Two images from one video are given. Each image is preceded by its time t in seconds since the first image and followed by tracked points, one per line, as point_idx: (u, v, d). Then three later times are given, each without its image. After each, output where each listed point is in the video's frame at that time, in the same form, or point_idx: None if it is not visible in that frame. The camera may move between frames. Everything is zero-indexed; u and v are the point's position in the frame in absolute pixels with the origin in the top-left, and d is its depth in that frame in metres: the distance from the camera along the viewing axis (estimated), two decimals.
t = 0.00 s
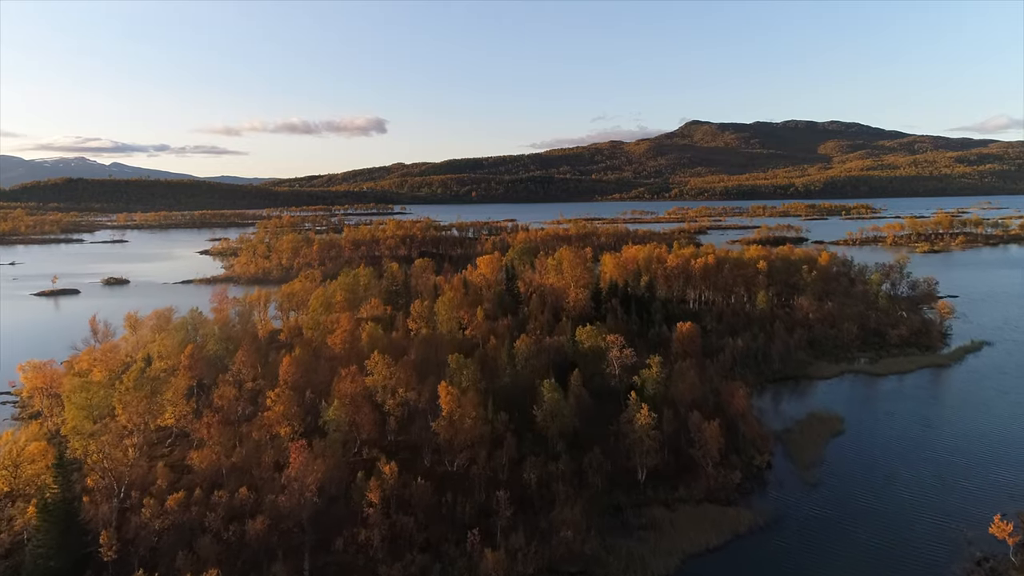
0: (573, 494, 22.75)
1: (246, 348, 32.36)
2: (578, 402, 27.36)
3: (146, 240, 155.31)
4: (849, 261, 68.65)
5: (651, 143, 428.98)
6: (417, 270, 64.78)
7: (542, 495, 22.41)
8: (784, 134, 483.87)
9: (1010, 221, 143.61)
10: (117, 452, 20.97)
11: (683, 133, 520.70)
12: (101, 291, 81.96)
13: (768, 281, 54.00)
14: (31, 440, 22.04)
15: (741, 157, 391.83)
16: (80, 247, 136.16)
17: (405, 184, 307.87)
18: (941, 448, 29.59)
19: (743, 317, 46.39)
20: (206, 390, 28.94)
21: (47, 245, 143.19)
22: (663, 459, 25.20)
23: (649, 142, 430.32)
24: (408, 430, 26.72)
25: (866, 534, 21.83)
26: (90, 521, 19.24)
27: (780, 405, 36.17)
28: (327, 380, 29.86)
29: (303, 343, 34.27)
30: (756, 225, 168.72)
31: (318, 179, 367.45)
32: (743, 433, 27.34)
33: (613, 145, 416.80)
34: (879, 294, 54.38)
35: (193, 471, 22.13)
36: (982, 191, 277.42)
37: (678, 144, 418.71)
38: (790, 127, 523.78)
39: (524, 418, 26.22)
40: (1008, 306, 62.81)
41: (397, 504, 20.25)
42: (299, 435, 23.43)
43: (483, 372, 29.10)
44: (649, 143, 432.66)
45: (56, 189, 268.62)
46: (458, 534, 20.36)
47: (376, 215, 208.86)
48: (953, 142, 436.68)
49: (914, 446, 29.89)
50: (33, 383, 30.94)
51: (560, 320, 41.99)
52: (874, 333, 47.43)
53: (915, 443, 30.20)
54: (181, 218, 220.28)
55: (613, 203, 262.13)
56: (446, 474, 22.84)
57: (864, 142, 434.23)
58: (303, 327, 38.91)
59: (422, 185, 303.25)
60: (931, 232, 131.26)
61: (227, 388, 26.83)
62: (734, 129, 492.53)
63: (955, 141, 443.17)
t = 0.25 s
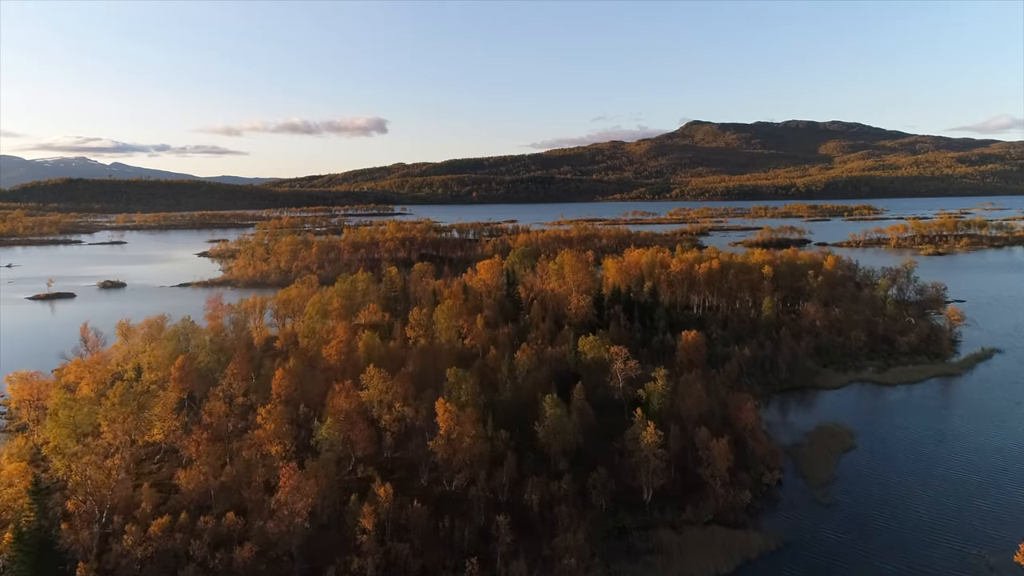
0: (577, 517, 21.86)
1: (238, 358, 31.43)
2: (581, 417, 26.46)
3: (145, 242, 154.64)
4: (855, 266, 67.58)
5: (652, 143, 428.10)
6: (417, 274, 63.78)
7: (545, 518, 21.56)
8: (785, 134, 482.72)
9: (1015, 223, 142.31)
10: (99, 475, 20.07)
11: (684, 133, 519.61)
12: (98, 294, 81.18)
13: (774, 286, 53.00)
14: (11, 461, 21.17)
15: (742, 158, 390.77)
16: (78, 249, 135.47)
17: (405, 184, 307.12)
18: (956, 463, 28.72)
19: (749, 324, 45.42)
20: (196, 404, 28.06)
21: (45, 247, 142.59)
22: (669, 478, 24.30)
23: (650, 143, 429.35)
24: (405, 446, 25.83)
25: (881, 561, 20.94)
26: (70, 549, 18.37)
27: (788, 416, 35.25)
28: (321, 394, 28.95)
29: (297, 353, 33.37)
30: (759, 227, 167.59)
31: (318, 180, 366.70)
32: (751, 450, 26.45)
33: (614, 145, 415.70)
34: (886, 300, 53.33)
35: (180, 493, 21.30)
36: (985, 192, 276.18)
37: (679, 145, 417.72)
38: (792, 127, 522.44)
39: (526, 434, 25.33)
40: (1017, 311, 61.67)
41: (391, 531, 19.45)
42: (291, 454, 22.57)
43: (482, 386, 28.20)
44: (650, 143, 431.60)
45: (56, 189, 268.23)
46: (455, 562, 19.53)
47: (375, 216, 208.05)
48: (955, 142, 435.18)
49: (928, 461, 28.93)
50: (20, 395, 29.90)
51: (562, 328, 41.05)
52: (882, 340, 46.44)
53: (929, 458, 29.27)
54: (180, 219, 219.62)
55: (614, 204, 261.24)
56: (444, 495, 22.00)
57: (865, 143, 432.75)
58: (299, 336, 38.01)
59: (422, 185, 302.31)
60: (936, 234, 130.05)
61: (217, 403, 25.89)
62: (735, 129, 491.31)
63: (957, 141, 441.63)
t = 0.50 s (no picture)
0: (580, 542, 20.91)
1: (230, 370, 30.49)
2: (584, 434, 25.52)
3: (144, 243, 153.81)
4: (861, 270, 66.51)
5: (653, 143, 426.97)
6: (416, 279, 63.23)
7: (547, 543, 20.65)
8: (786, 134, 481.55)
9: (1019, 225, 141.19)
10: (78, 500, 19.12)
11: (685, 133, 518.40)
12: (94, 298, 80.23)
13: (779, 291, 51.98)
14: None
15: (743, 158, 389.59)
16: (76, 251, 134.54)
17: (405, 185, 306.23)
18: (972, 479, 27.76)
19: (755, 331, 44.42)
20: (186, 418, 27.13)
21: (43, 248, 141.77)
22: (676, 498, 23.36)
23: (651, 142, 428.22)
24: (402, 463, 24.90)
25: None
26: None
27: (796, 428, 34.29)
28: (316, 408, 28.02)
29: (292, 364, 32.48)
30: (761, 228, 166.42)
31: (319, 180, 365.74)
32: (761, 467, 25.51)
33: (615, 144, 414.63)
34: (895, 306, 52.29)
35: (166, 518, 20.39)
36: (987, 193, 274.75)
37: (680, 145, 416.56)
38: (793, 127, 521.09)
39: (527, 451, 24.42)
40: None
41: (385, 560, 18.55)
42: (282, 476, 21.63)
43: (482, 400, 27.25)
44: (651, 143, 430.50)
45: (55, 189, 267.41)
46: None
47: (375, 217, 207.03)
48: (957, 142, 433.51)
49: (943, 477, 27.97)
50: (4, 408, 28.88)
51: (564, 337, 40.09)
52: (891, 349, 45.33)
53: (944, 474, 28.26)
54: (179, 219, 218.70)
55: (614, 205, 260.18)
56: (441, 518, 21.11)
57: (867, 143, 431.40)
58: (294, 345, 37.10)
59: (423, 185, 301.47)
60: (940, 235, 128.85)
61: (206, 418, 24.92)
62: (737, 129, 490.10)
63: (959, 141, 440.10)
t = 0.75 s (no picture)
0: (584, 568, 19.99)
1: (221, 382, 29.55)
2: (588, 451, 24.58)
3: (143, 245, 152.90)
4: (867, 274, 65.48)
5: (654, 143, 425.84)
6: (415, 284, 62.74)
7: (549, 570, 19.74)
8: (787, 134, 480.43)
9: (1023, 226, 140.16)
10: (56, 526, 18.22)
11: (685, 133, 517.24)
12: (90, 302, 79.28)
13: (785, 297, 51.00)
14: None
15: (744, 158, 388.45)
16: (74, 253, 133.60)
17: (405, 185, 305.29)
18: (991, 498, 26.84)
19: (761, 339, 43.44)
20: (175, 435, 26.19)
21: (40, 250, 140.85)
22: (684, 521, 22.41)
23: (652, 142, 427.13)
24: (398, 482, 23.94)
25: None
26: None
27: (805, 442, 33.34)
28: (309, 422, 27.08)
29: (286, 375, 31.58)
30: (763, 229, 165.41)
31: (318, 180, 364.53)
32: (771, 487, 24.60)
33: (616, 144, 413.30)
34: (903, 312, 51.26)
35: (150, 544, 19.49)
36: (989, 193, 273.69)
37: (680, 145, 415.36)
38: (794, 127, 519.83)
39: (528, 471, 23.51)
40: None
41: None
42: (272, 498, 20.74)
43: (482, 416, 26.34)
44: (652, 143, 429.31)
45: (54, 189, 266.51)
46: None
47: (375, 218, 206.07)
48: (959, 142, 432.21)
49: (960, 495, 27.01)
50: None
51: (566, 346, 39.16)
52: (900, 357, 44.34)
53: (961, 493, 27.29)
54: (178, 220, 217.78)
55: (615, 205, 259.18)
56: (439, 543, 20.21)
57: (868, 143, 430.16)
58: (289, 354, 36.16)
59: (423, 185, 300.48)
60: (943, 237, 127.86)
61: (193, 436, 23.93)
62: (737, 129, 488.96)
63: (961, 141, 439.00)
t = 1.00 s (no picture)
0: None
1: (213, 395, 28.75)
2: (591, 471, 23.64)
3: (142, 246, 152.23)
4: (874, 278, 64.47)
5: (655, 143, 424.81)
6: (414, 289, 62.04)
7: None
8: (788, 134, 479.24)
9: None
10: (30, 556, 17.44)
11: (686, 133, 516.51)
12: (87, 305, 78.57)
13: (791, 303, 50.04)
14: None
15: (745, 158, 387.36)
16: (72, 254, 132.94)
17: (405, 185, 304.37)
18: (1010, 518, 25.87)
19: (767, 346, 42.46)
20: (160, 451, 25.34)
21: (39, 252, 140.08)
22: (695, 545, 21.47)
23: (653, 142, 426.25)
24: (395, 503, 23.03)
25: None
26: None
27: (815, 456, 32.39)
28: (302, 439, 26.14)
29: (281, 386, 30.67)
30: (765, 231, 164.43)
31: (319, 180, 364.17)
32: (782, 508, 23.68)
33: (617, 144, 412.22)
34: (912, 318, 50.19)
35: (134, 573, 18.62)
36: (991, 193, 272.60)
37: (682, 145, 414.27)
38: (796, 127, 518.52)
39: (530, 492, 22.58)
40: None
41: None
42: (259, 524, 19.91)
43: (481, 432, 25.47)
44: (653, 143, 428.36)
45: (54, 189, 265.89)
46: None
47: (375, 219, 205.22)
48: (961, 142, 431.01)
49: (979, 515, 26.00)
50: None
51: (568, 355, 38.28)
52: (911, 365, 43.33)
53: (981, 512, 26.26)
54: (178, 221, 217.12)
55: (616, 206, 258.34)
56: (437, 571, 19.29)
57: (870, 143, 428.80)
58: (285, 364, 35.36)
59: (423, 185, 299.65)
60: (948, 240, 126.82)
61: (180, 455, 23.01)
62: (739, 129, 487.92)
63: (963, 141, 437.86)
